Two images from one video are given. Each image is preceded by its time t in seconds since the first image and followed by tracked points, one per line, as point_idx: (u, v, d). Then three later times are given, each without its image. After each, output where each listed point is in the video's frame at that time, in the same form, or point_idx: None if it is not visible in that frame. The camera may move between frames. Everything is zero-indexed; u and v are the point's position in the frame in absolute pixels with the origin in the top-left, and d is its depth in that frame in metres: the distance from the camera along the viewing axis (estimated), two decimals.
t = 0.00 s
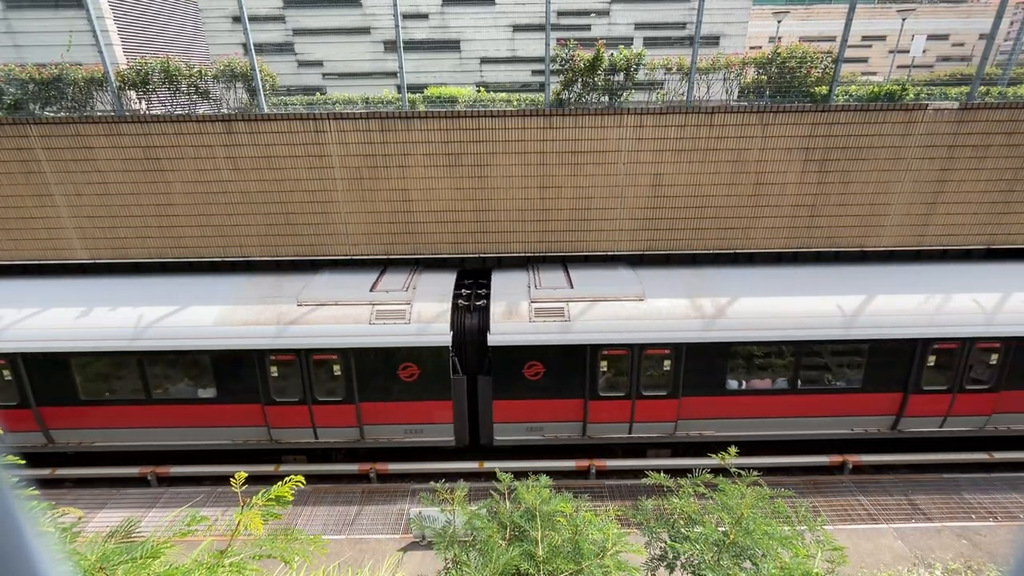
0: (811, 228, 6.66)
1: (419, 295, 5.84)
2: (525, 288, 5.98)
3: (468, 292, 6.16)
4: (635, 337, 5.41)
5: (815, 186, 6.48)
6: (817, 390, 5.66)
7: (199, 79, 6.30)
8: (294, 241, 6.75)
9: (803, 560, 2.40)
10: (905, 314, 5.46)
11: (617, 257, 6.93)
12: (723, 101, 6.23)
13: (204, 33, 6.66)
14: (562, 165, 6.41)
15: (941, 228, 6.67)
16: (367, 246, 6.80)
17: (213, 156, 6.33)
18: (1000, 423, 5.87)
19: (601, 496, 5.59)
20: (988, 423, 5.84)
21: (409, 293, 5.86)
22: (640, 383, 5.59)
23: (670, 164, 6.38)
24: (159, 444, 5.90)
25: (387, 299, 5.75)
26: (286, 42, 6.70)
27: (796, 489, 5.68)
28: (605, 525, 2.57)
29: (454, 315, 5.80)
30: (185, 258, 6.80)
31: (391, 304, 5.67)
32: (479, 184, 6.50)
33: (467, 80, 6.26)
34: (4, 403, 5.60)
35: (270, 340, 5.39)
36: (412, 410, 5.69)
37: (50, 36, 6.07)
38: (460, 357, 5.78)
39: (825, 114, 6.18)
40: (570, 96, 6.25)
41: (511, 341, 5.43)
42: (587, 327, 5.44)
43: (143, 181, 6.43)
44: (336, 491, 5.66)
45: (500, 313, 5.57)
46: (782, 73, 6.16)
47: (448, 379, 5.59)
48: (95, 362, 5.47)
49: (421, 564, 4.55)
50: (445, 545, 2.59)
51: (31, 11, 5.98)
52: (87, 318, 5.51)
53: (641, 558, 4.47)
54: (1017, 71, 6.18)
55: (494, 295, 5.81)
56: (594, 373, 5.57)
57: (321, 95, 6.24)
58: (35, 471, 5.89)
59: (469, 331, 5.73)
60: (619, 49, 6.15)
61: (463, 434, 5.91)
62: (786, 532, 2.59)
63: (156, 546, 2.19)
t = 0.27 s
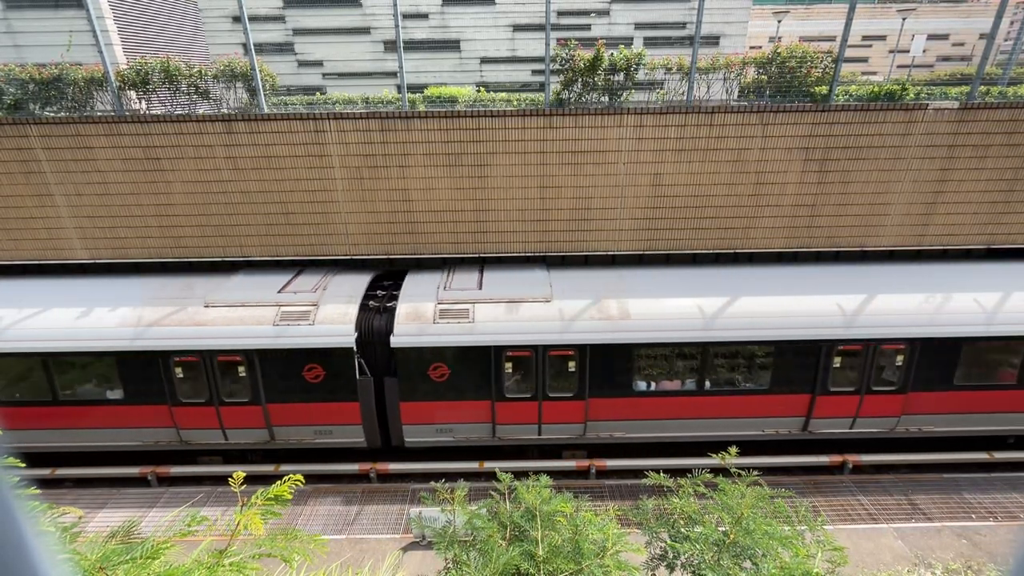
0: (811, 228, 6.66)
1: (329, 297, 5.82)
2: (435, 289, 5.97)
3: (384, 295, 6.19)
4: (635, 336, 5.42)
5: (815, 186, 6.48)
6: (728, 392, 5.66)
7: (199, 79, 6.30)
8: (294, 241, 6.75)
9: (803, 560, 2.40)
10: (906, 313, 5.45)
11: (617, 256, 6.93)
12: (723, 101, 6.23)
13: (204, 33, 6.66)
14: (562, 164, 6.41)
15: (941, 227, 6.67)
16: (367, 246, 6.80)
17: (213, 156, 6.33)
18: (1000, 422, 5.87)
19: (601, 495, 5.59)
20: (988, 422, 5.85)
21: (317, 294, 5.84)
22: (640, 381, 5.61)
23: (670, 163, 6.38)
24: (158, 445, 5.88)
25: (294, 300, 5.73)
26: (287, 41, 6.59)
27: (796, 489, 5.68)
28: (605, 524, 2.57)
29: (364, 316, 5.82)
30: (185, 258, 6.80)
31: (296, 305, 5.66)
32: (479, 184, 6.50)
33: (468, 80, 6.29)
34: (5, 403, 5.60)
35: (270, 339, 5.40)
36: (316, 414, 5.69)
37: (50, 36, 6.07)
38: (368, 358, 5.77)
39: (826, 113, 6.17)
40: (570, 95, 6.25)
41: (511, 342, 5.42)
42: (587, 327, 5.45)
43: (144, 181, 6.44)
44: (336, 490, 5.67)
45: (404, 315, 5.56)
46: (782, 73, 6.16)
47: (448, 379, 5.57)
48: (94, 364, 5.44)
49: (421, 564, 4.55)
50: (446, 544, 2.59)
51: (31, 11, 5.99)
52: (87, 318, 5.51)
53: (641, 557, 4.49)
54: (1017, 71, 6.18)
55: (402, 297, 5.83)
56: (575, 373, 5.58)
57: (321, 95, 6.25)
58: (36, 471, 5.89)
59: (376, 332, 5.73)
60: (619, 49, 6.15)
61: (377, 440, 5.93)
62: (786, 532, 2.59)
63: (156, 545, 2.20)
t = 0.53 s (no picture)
0: (811, 227, 6.66)
1: (237, 298, 5.77)
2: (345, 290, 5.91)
3: (298, 297, 6.17)
4: (635, 336, 5.43)
5: (815, 185, 6.47)
6: (639, 395, 5.70)
7: (199, 78, 6.30)
8: (294, 241, 6.75)
9: (803, 559, 2.40)
10: (906, 313, 5.45)
11: (618, 256, 6.93)
12: (723, 101, 6.23)
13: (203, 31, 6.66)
14: (561, 164, 6.40)
15: (941, 227, 6.67)
16: (367, 246, 6.80)
17: (213, 156, 6.33)
18: (999, 421, 5.88)
19: (601, 495, 5.59)
20: (986, 421, 5.88)
21: (226, 296, 5.79)
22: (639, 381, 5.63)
23: (670, 163, 6.38)
24: (160, 444, 5.91)
25: (203, 301, 5.69)
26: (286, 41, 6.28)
27: (796, 488, 5.69)
28: (605, 524, 2.58)
29: (272, 317, 5.78)
30: (185, 258, 6.80)
31: (203, 307, 5.62)
32: (479, 184, 6.50)
33: (467, 80, 6.32)
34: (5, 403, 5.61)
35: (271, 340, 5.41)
36: (227, 414, 5.70)
37: (50, 36, 6.08)
38: (275, 359, 5.72)
39: (826, 113, 6.17)
40: (570, 95, 6.25)
41: (511, 341, 5.43)
42: (586, 326, 5.46)
43: (143, 181, 6.44)
44: (337, 490, 5.67)
45: (310, 317, 5.53)
46: (782, 72, 6.17)
47: (448, 379, 5.59)
48: (95, 363, 5.46)
49: (421, 564, 4.55)
50: (446, 544, 2.59)
51: (30, 11, 6.00)
52: (87, 319, 5.51)
53: (642, 557, 4.50)
54: (1017, 71, 6.17)
55: (311, 297, 5.80)
56: (627, 362, 5.62)
57: (321, 95, 6.26)
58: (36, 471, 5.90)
59: (284, 333, 5.69)
60: (619, 48, 6.15)
61: (288, 441, 5.94)
62: (786, 532, 2.59)
63: (157, 544, 2.20)
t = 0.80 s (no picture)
0: (811, 227, 6.66)
1: (148, 299, 5.76)
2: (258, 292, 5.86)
3: (213, 298, 6.15)
4: (634, 335, 5.44)
5: (815, 185, 6.47)
6: (594, 394, 5.71)
7: (199, 78, 6.28)
8: (294, 241, 6.75)
9: (803, 559, 2.40)
10: (906, 312, 5.44)
11: (618, 256, 6.93)
12: (724, 100, 6.23)
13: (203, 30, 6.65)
14: (561, 163, 6.40)
15: (941, 227, 6.67)
16: (367, 245, 6.80)
17: (213, 156, 6.33)
18: (1000, 421, 5.86)
19: (601, 494, 5.60)
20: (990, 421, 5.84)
21: (138, 296, 5.79)
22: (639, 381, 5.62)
23: (670, 163, 6.38)
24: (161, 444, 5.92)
25: (113, 303, 5.69)
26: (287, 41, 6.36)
27: (797, 488, 5.69)
28: (605, 524, 2.58)
29: (184, 318, 5.74)
30: (186, 258, 6.80)
31: (114, 309, 5.62)
32: (479, 183, 6.50)
33: (467, 79, 6.30)
34: (5, 403, 5.61)
35: (271, 340, 5.37)
36: (142, 414, 5.70)
37: (50, 36, 6.07)
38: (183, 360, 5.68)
39: (825, 113, 6.17)
40: (571, 95, 6.24)
41: (511, 340, 5.44)
42: (586, 326, 5.46)
43: (143, 181, 6.43)
44: (337, 490, 5.67)
45: (217, 319, 5.50)
46: (782, 72, 6.16)
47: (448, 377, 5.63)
48: (96, 363, 5.47)
49: (421, 563, 4.56)
50: (446, 543, 2.59)
51: (30, 11, 5.99)
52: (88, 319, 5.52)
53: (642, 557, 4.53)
54: (1017, 70, 6.17)
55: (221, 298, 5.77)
56: (602, 368, 5.61)
57: (321, 94, 6.24)
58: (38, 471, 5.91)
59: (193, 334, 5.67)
60: (619, 48, 6.14)
61: (203, 442, 5.93)
62: (786, 532, 2.59)
63: (156, 544, 2.20)
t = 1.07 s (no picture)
0: (811, 226, 6.66)
1: (61, 300, 5.74)
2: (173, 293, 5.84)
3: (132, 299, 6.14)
4: (634, 335, 5.43)
5: (815, 184, 6.47)
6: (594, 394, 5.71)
7: (199, 77, 6.27)
8: (294, 240, 6.75)
9: (804, 559, 2.40)
10: (905, 312, 5.45)
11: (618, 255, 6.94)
12: (724, 100, 6.23)
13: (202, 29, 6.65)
14: (561, 163, 6.40)
15: (941, 226, 6.66)
16: (367, 245, 6.80)
17: (214, 156, 6.33)
18: (1000, 421, 5.86)
19: (601, 494, 5.61)
20: (990, 420, 5.84)
21: (52, 297, 5.77)
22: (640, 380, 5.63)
23: (670, 162, 6.38)
24: (162, 443, 5.92)
25: (25, 304, 5.67)
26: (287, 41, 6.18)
27: (796, 487, 5.69)
28: (605, 523, 2.58)
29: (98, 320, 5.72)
30: (186, 257, 6.80)
31: (24, 309, 5.59)
32: (479, 183, 6.50)
33: (467, 79, 6.31)
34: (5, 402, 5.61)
35: (271, 338, 5.40)
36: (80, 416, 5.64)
37: (49, 35, 6.06)
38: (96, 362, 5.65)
39: (826, 112, 6.17)
40: (570, 94, 6.24)
41: (512, 340, 5.45)
42: (587, 325, 5.45)
43: (143, 181, 6.43)
44: (337, 489, 5.67)
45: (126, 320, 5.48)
46: (782, 71, 6.16)
47: (449, 376, 5.66)
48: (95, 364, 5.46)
49: (421, 563, 4.56)
50: (447, 543, 2.59)
51: (30, 11, 5.99)
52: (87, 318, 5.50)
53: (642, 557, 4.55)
54: (1018, 70, 6.16)
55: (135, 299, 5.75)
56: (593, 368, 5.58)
57: (321, 94, 6.23)
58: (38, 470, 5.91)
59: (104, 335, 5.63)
60: (619, 48, 6.13)
61: (118, 442, 5.92)
62: (786, 531, 2.59)
63: (156, 544, 2.20)
